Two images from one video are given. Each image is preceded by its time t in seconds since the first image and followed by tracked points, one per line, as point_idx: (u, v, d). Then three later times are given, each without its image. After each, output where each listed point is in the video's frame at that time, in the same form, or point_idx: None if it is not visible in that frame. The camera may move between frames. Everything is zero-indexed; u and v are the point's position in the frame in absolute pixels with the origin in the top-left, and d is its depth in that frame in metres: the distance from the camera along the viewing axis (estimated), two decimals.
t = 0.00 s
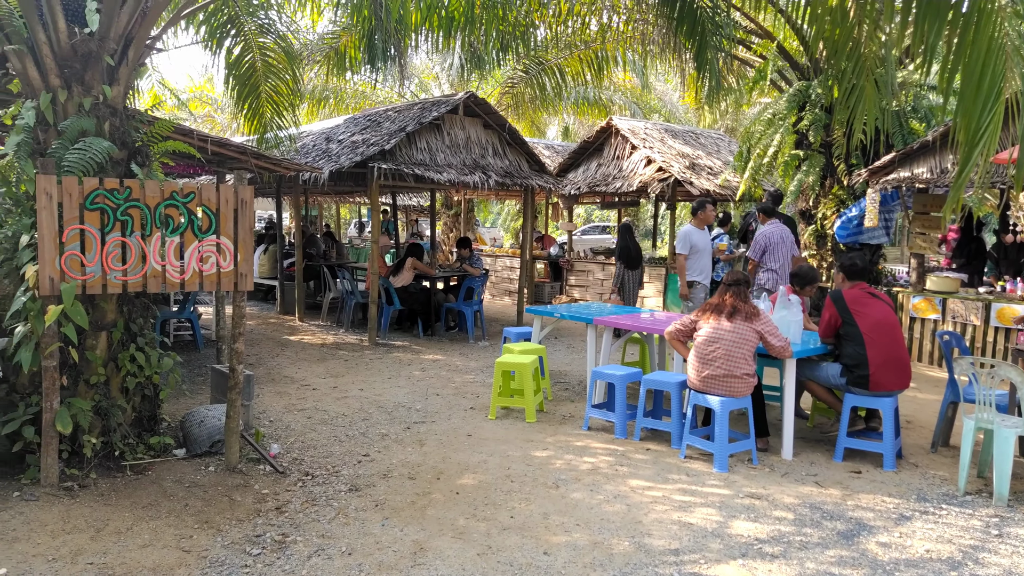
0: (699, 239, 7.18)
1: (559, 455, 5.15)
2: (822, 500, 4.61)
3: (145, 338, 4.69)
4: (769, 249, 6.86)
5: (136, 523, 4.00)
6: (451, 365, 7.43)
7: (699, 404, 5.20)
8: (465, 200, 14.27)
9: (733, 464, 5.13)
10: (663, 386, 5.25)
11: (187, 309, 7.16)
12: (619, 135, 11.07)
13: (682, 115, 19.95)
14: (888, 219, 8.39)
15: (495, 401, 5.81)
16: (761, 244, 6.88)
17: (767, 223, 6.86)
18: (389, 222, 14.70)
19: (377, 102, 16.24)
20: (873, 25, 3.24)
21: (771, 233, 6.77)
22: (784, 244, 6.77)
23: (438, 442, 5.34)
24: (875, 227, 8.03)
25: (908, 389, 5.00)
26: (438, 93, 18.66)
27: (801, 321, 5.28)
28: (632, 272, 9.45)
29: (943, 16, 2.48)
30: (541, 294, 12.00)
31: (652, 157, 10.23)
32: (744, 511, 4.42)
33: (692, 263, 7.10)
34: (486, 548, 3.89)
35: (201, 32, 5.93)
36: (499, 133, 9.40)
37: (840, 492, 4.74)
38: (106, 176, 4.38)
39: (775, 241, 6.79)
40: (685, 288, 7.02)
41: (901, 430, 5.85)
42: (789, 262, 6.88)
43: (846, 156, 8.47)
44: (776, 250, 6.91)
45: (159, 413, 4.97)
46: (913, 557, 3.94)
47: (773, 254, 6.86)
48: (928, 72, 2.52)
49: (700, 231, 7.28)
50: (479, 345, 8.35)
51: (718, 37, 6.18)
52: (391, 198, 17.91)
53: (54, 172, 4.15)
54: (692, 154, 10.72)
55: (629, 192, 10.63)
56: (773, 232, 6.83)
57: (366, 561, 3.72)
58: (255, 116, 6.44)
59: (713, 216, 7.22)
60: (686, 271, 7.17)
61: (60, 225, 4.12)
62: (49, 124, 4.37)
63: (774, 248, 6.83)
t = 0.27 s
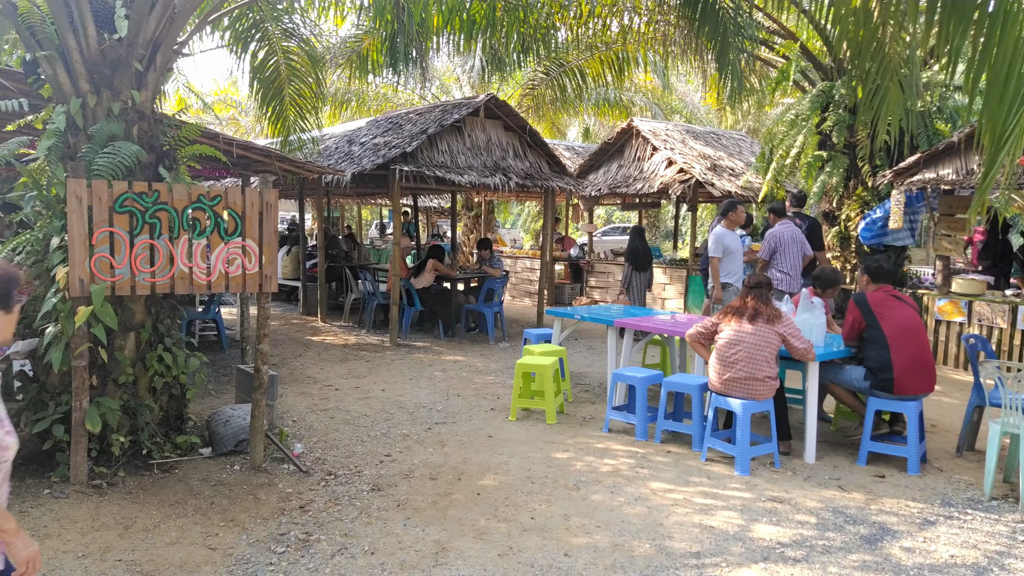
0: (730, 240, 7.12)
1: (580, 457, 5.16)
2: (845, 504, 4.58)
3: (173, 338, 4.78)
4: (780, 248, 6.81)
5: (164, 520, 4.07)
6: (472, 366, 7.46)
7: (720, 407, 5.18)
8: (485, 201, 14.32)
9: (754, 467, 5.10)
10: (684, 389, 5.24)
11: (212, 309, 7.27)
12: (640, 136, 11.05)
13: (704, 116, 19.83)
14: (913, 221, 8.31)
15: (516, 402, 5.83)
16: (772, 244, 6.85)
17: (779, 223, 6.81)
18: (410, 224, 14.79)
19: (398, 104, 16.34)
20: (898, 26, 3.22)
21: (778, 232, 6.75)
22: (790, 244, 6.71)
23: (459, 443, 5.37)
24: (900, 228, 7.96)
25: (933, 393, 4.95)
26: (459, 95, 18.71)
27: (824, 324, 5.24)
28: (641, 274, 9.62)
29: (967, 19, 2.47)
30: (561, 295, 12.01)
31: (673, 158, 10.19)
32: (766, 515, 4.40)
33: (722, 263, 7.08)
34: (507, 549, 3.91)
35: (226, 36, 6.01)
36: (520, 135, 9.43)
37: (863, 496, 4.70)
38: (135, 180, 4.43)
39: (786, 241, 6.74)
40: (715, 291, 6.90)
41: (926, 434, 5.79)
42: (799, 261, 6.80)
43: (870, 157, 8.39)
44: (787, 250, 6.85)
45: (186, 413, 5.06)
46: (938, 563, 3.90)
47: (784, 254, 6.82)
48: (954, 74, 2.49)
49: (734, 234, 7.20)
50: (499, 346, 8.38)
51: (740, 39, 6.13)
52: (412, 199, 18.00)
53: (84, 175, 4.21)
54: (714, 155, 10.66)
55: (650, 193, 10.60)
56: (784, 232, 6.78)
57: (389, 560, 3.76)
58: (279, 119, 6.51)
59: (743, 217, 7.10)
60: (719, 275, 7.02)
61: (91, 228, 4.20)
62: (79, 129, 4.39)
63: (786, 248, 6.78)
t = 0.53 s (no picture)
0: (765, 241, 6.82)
1: (602, 457, 5.16)
2: (871, 507, 4.53)
3: (201, 337, 4.86)
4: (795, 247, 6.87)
5: (192, 516, 4.14)
6: (495, 366, 7.49)
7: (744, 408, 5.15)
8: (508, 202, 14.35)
9: (779, 470, 5.07)
10: (707, 390, 5.22)
11: (239, 309, 7.37)
12: (663, 136, 11.00)
13: (728, 115, 19.67)
14: (942, 221, 8.18)
15: (538, 402, 5.84)
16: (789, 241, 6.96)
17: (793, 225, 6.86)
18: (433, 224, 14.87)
19: (421, 105, 16.43)
20: (928, 26, 3.18)
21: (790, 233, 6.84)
22: (800, 246, 6.71)
23: (482, 442, 5.40)
24: (928, 229, 7.86)
25: (962, 395, 4.87)
26: (482, 96, 18.77)
27: (850, 325, 5.19)
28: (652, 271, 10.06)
29: (997, 18, 2.44)
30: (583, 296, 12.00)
31: (696, 158, 10.13)
32: (790, 518, 4.36)
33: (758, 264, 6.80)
34: (530, 548, 3.92)
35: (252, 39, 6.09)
36: (542, 136, 9.44)
37: (889, 500, 4.65)
38: (165, 181, 4.52)
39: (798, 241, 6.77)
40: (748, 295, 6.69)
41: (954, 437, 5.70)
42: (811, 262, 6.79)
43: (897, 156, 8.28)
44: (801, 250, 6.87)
45: (213, 410, 5.14)
46: (967, 568, 3.84)
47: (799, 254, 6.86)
48: (983, 73, 2.46)
49: (772, 232, 6.96)
50: (521, 346, 8.40)
51: (765, 39, 6.08)
52: (435, 199, 18.08)
53: (115, 177, 4.31)
54: (738, 155, 10.57)
55: (673, 193, 10.55)
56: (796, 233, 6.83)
57: (412, 558, 3.79)
58: (305, 120, 6.58)
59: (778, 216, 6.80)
60: (761, 275, 6.76)
61: (121, 228, 4.29)
62: (110, 131, 4.49)
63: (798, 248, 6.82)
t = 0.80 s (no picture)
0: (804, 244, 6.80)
1: (626, 459, 5.16)
2: (899, 512, 4.47)
3: (230, 336, 4.93)
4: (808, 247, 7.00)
5: (221, 512, 4.21)
6: (518, 366, 7.51)
7: (770, 411, 5.11)
8: (531, 203, 14.37)
9: (805, 473, 5.02)
10: (733, 392, 5.18)
11: (266, 309, 7.48)
12: (688, 137, 10.95)
13: (754, 115, 19.49)
14: (973, 222, 8.02)
15: (562, 403, 5.85)
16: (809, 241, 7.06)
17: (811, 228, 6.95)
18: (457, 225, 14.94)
19: (446, 106, 16.52)
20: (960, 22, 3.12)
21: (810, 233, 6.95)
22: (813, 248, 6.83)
23: (505, 442, 5.42)
24: (958, 230, 7.75)
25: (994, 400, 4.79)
26: (506, 97, 18.81)
27: (879, 328, 5.13)
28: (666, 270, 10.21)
29: None
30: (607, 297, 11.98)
31: (722, 158, 10.06)
32: (817, 522, 4.32)
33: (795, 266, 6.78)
34: (554, 549, 3.93)
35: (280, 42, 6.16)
36: (567, 136, 9.44)
37: (918, 504, 4.58)
38: (196, 183, 4.59)
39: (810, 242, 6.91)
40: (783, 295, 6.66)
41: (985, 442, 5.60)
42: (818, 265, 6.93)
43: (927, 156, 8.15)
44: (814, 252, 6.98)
45: (241, 408, 5.20)
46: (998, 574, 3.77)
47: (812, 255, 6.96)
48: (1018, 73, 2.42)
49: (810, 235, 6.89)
50: (545, 347, 8.41)
51: (793, 38, 6.03)
52: (459, 200, 18.15)
53: (148, 179, 4.41)
54: (764, 155, 10.48)
55: (698, 194, 10.49)
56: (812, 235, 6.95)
57: (437, 557, 3.82)
58: (330, 122, 6.62)
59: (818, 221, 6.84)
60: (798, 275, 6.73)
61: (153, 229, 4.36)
62: (143, 133, 4.55)
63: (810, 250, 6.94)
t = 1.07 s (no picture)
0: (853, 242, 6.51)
1: (652, 460, 5.14)
2: (931, 517, 4.39)
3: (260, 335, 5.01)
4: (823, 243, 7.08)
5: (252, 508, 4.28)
6: (544, 366, 7.52)
7: (799, 413, 5.05)
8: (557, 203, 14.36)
9: (835, 476, 4.95)
10: (761, 394, 5.14)
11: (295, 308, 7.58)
12: (716, 136, 10.88)
13: (783, 113, 19.27)
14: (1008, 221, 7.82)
15: (588, 403, 5.85)
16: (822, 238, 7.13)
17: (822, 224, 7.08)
18: (482, 225, 15.00)
19: (472, 107, 16.59)
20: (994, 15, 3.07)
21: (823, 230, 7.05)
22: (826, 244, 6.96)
23: (531, 442, 5.43)
24: (993, 230, 7.59)
25: None
26: (532, 97, 18.83)
27: (912, 329, 5.05)
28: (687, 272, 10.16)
29: None
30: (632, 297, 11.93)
31: (750, 158, 9.96)
32: (847, 525, 4.26)
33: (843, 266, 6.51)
34: (580, 549, 3.92)
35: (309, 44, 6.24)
36: (593, 137, 9.43)
37: (951, 509, 4.50)
38: (228, 184, 4.66)
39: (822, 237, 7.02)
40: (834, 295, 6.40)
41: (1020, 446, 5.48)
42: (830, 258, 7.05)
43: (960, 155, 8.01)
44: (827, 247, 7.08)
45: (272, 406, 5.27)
46: None
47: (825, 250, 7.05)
48: None
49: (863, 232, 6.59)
50: (570, 347, 8.40)
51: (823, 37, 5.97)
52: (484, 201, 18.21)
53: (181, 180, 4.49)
54: (794, 155, 10.36)
55: (725, 194, 10.41)
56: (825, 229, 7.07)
57: (464, 555, 3.84)
58: (358, 124, 6.66)
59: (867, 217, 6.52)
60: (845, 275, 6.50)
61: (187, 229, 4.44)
62: (177, 135, 4.63)
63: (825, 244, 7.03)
